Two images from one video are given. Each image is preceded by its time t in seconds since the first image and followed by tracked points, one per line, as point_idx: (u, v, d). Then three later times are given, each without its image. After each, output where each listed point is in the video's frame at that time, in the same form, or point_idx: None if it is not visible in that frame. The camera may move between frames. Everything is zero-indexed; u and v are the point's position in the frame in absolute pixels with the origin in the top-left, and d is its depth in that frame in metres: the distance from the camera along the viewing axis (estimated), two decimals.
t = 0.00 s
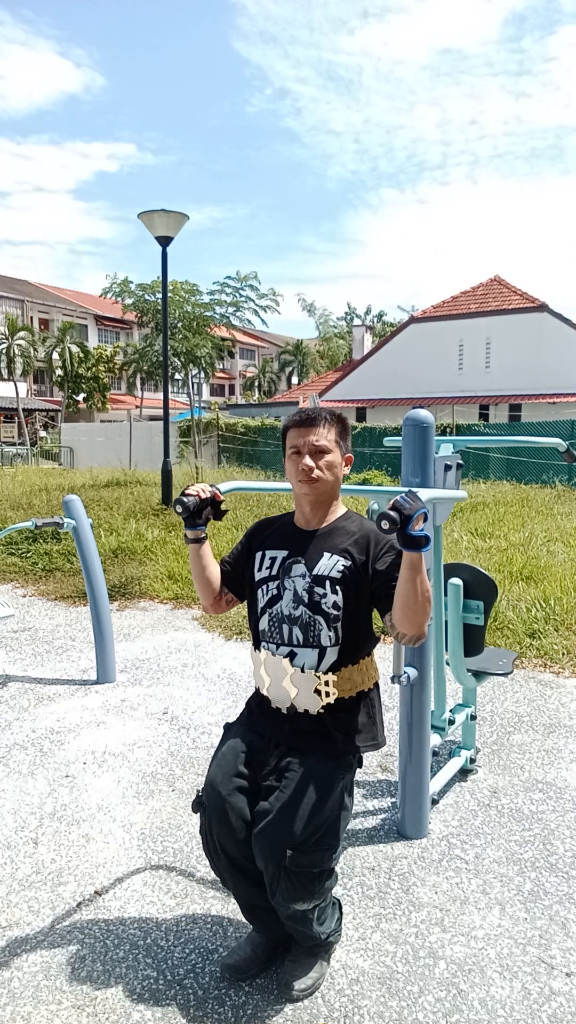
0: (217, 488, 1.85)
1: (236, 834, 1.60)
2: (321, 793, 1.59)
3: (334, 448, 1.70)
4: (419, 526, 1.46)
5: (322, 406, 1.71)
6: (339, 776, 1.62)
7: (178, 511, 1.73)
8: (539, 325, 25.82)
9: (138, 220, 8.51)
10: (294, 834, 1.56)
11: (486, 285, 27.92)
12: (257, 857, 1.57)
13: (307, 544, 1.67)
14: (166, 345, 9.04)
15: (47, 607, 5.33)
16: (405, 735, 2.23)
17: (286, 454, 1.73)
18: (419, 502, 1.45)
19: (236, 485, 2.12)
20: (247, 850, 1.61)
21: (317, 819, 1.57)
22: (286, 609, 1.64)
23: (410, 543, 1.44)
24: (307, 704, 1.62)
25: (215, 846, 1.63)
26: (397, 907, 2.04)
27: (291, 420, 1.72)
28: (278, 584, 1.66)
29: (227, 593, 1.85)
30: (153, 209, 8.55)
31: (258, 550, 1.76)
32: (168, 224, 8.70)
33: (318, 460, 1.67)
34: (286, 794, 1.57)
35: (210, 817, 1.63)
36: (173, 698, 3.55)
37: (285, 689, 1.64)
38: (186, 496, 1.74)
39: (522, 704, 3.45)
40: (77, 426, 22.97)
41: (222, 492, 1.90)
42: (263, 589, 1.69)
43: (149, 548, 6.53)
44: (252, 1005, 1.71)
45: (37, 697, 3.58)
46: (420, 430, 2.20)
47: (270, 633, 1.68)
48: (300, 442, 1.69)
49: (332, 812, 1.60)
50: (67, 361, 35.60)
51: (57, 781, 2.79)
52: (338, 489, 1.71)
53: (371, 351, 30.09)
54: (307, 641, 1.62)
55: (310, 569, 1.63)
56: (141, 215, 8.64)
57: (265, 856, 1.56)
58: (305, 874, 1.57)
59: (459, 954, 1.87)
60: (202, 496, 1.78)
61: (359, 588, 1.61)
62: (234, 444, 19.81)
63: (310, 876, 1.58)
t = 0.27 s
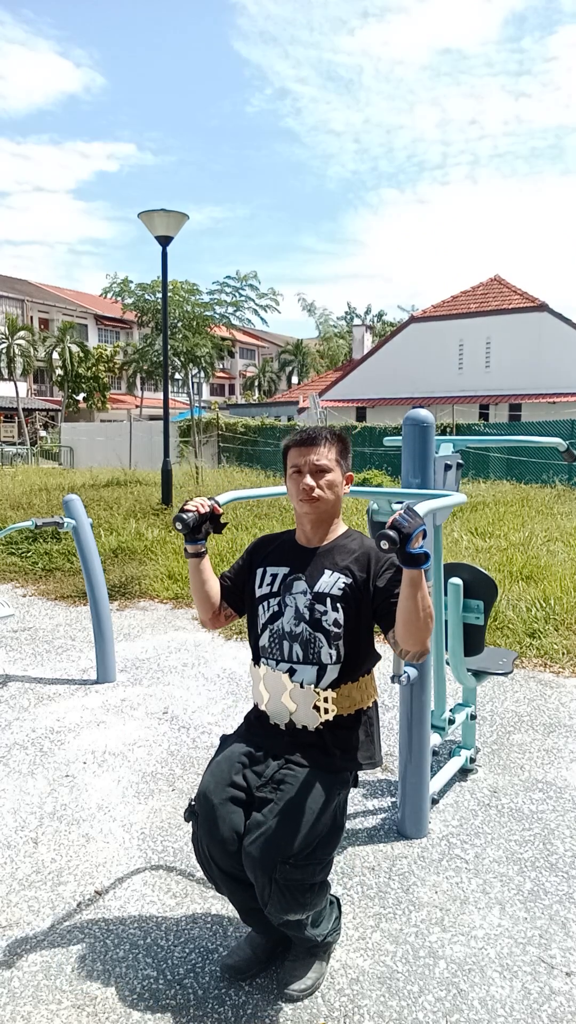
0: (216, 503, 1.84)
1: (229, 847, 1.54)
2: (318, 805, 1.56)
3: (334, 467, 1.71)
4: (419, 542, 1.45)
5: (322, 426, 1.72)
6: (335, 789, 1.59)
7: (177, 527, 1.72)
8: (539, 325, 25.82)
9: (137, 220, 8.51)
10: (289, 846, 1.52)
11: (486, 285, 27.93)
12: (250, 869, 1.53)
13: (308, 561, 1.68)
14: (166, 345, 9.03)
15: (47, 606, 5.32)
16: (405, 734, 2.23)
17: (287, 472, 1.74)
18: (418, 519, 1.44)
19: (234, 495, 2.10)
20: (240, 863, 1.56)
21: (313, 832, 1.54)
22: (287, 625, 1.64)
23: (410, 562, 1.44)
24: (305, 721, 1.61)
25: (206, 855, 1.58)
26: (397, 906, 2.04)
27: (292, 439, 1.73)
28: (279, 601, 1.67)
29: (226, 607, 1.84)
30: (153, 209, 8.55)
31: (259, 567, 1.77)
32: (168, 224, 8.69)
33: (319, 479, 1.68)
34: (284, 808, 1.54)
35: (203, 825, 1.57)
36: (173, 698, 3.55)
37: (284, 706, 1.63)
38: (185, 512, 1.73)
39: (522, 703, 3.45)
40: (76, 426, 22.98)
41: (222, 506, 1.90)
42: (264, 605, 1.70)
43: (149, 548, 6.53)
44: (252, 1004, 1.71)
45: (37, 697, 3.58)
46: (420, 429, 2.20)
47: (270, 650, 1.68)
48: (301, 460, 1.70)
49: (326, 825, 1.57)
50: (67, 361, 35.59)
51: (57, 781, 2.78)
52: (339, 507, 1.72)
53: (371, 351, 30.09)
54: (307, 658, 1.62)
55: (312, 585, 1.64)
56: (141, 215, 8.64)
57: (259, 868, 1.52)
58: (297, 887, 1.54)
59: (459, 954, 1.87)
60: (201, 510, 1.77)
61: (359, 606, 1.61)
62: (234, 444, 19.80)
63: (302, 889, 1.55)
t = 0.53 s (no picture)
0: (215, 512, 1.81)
1: (225, 854, 1.54)
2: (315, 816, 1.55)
3: (336, 481, 1.71)
4: (419, 556, 1.43)
5: (323, 441, 1.73)
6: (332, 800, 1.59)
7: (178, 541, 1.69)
8: (539, 325, 25.83)
9: (138, 220, 8.52)
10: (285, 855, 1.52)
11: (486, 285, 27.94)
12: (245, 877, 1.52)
13: (309, 575, 1.68)
14: (166, 345, 9.03)
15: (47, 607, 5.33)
16: (405, 735, 2.23)
17: (288, 487, 1.74)
18: (418, 533, 1.42)
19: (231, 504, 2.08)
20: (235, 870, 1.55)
21: (309, 842, 1.54)
22: (288, 638, 1.64)
23: (410, 576, 1.42)
24: (304, 734, 1.62)
25: (201, 862, 1.57)
26: (397, 907, 2.04)
27: (293, 454, 1.74)
28: (280, 613, 1.67)
29: (226, 618, 1.83)
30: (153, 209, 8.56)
31: (260, 578, 1.77)
32: (168, 224, 8.70)
33: (320, 493, 1.68)
34: (281, 817, 1.54)
35: (198, 831, 1.56)
36: (173, 698, 3.55)
37: (283, 718, 1.63)
38: (184, 525, 1.70)
39: (522, 704, 3.45)
40: (77, 426, 23.01)
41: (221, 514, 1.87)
42: (265, 617, 1.70)
43: (148, 548, 6.54)
44: (252, 1005, 1.71)
45: (37, 697, 3.58)
46: (420, 430, 2.20)
47: (271, 662, 1.68)
48: (303, 475, 1.70)
49: (323, 836, 1.57)
50: (67, 361, 35.60)
51: (57, 781, 2.79)
52: (340, 521, 1.72)
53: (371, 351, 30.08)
54: (307, 671, 1.62)
55: (313, 598, 1.64)
56: (141, 215, 8.64)
57: (254, 876, 1.52)
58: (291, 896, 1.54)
59: (459, 955, 1.87)
60: (201, 522, 1.74)
61: (360, 619, 1.62)
62: (234, 444, 19.81)
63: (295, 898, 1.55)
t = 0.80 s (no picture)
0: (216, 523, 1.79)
1: (218, 861, 1.51)
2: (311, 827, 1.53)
3: (338, 499, 1.72)
4: (418, 571, 1.43)
5: (326, 460, 1.75)
6: (328, 813, 1.57)
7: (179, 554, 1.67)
8: (539, 325, 25.83)
9: (138, 220, 8.52)
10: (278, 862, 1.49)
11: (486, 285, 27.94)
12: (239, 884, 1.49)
13: (310, 592, 1.68)
14: (166, 345, 9.01)
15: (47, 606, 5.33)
16: (405, 735, 2.23)
17: (290, 505, 1.75)
18: (418, 549, 1.42)
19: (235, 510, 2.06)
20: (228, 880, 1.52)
21: (303, 852, 1.51)
22: (288, 654, 1.64)
23: (410, 591, 1.43)
24: (303, 750, 1.61)
25: (193, 870, 1.54)
26: (397, 907, 2.04)
27: (295, 472, 1.75)
28: (280, 629, 1.67)
29: (226, 632, 1.80)
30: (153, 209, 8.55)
31: (261, 594, 1.77)
32: (168, 224, 8.69)
33: (323, 511, 1.70)
34: (278, 827, 1.51)
35: (193, 838, 1.54)
36: (173, 698, 3.55)
37: (282, 735, 1.63)
38: (185, 538, 1.68)
39: (522, 703, 3.45)
40: (77, 426, 23.01)
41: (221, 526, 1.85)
42: (265, 633, 1.70)
43: (148, 548, 6.53)
44: (252, 1005, 1.71)
45: (37, 697, 3.58)
46: (420, 430, 2.20)
47: (270, 678, 1.67)
48: (305, 493, 1.72)
49: (319, 847, 1.55)
50: (67, 361, 35.60)
51: (57, 781, 2.78)
52: (342, 539, 1.73)
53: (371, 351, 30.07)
54: (307, 687, 1.63)
55: (313, 614, 1.65)
56: (141, 215, 8.64)
57: (247, 884, 1.48)
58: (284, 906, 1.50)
59: (459, 954, 1.87)
60: (201, 534, 1.72)
61: (360, 635, 1.63)
62: (234, 444, 19.80)
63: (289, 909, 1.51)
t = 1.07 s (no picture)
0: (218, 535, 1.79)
1: (210, 872, 1.49)
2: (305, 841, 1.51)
3: (340, 517, 1.73)
4: (419, 585, 1.44)
5: (329, 478, 1.76)
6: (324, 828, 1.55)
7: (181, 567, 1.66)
8: (539, 325, 25.84)
9: (138, 220, 8.52)
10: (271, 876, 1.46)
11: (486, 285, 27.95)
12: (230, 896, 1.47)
13: (312, 609, 1.69)
14: (166, 344, 9.01)
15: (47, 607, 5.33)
16: (405, 734, 2.24)
17: (293, 523, 1.77)
18: (418, 563, 1.42)
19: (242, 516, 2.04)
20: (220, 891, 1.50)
21: (296, 866, 1.49)
22: (290, 669, 1.65)
23: (411, 605, 1.43)
24: (301, 768, 1.60)
25: (185, 878, 1.52)
26: (397, 907, 2.04)
27: (298, 490, 1.77)
28: (282, 645, 1.68)
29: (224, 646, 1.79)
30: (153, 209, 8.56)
31: (263, 611, 1.78)
32: (168, 224, 8.70)
33: (325, 529, 1.71)
34: (272, 840, 1.49)
35: (185, 846, 1.52)
36: (173, 699, 3.55)
37: (281, 750, 1.62)
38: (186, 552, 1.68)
39: (522, 704, 3.45)
40: (77, 426, 23.02)
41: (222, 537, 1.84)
42: (267, 649, 1.70)
43: (148, 548, 6.54)
44: (252, 1005, 1.71)
45: (37, 697, 3.58)
46: (420, 430, 2.21)
47: (271, 694, 1.67)
48: (308, 511, 1.73)
49: (313, 862, 1.52)
50: (67, 361, 35.61)
51: (57, 781, 2.78)
52: (344, 557, 1.74)
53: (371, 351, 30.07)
54: (308, 704, 1.62)
55: (315, 630, 1.65)
56: (141, 215, 8.65)
57: (239, 896, 1.46)
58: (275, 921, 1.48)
59: (459, 954, 1.87)
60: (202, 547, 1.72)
61: (361, 651, 1.63)
62: (234, 444, 19.81)
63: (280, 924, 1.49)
